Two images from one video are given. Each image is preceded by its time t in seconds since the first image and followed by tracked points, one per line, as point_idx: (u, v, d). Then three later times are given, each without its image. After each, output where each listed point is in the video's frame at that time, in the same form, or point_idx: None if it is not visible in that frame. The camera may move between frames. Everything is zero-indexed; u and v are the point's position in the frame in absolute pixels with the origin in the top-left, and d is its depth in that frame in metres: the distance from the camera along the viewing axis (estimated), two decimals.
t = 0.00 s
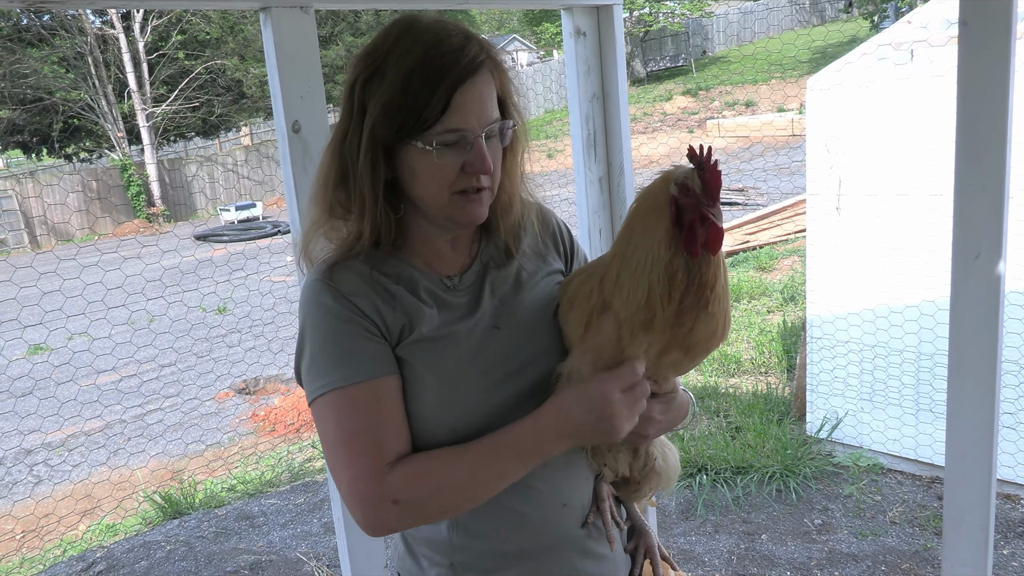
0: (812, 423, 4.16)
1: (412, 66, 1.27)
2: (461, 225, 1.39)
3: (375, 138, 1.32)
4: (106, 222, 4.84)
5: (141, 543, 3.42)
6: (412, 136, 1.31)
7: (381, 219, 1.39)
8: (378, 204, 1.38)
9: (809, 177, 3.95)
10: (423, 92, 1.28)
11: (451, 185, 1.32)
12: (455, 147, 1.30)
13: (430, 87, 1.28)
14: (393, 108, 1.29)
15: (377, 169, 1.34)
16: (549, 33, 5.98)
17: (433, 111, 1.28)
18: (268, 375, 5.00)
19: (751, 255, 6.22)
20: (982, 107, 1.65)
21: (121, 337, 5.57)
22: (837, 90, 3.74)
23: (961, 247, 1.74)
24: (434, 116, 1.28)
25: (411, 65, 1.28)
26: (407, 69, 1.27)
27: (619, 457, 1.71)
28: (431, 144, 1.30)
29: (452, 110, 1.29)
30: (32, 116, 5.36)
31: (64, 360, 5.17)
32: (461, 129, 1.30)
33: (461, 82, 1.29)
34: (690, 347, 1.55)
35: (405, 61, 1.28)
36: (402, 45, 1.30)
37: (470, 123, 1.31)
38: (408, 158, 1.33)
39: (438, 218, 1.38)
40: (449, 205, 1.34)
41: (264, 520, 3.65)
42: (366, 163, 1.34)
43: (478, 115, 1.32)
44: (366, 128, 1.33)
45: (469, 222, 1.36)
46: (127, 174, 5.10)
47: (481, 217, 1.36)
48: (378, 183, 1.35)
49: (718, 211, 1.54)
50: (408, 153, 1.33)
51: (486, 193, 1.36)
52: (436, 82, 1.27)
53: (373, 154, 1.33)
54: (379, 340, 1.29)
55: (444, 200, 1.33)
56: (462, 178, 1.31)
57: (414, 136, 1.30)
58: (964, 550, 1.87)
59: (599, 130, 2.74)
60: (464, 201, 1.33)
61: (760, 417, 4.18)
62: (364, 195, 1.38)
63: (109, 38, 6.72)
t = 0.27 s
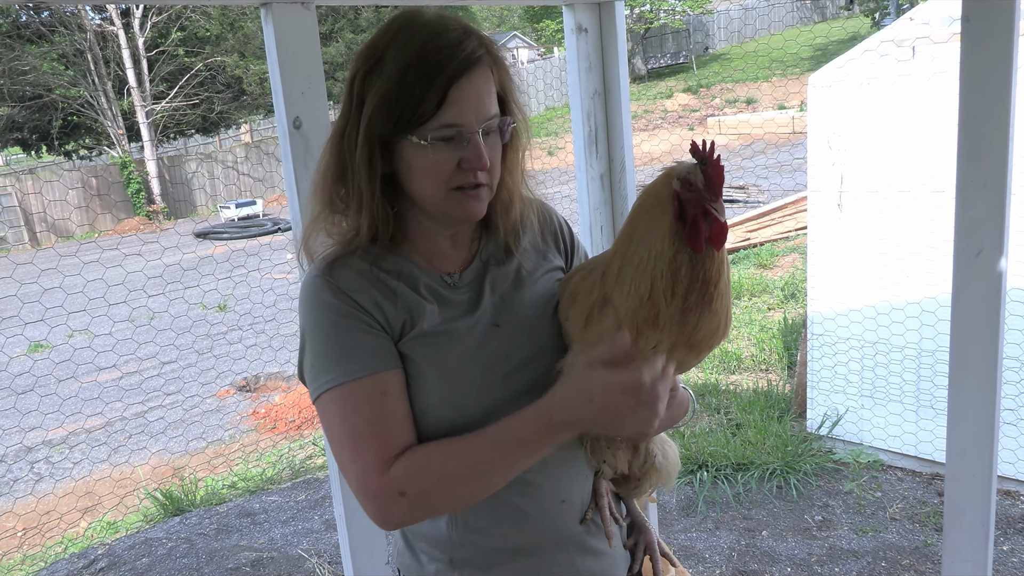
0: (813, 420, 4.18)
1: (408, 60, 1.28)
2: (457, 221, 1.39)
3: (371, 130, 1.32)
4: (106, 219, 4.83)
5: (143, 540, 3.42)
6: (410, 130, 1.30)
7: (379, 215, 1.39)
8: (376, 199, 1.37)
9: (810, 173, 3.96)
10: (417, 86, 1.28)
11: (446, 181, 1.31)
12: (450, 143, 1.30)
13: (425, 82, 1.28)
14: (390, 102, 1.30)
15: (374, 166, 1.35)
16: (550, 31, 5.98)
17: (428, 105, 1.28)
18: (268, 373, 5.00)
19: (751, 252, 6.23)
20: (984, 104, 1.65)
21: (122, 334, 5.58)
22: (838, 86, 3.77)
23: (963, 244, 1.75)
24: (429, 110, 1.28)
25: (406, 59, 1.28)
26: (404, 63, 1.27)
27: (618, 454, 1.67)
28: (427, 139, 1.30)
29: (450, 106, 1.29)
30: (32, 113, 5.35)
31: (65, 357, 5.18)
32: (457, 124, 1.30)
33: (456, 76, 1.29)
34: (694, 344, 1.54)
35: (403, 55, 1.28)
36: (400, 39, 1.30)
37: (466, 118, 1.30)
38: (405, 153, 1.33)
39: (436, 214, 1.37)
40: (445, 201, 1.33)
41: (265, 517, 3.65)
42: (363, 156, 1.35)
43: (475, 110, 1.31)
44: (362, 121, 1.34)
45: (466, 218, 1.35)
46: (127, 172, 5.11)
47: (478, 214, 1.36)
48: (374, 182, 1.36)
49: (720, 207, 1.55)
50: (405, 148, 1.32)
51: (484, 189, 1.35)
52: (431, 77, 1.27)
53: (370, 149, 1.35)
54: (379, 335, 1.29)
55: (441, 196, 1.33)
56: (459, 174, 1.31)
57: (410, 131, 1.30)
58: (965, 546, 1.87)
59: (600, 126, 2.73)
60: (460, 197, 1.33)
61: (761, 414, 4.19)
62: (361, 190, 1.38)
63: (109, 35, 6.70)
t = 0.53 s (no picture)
0: (815, 415, 4.18)
1: (380, 44, 1.33)
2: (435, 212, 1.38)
3: (353, 116, 1.41)
4: (106, 217, 4.83)
5: (145, 537, 3.43)
6: (385, 110, 1.35)
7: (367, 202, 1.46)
8: (360, 182, 1.45)
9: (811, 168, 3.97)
10: (387, 66, 1.32)
11: (420, 165, 1.31)
12: (419, 122, 1.32)
13: (396, 64, 1.31)
14: (368, 88, 1.36)
15: (356, 150, 1.44)
16: (550, 27, 5.97)
17: (397, 82, 1.31)
18: (270, 370, 5.02)
19: (752, 248, 6.23)
20: (985, 97, 1.65)
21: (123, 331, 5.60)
22: (839, 81, 3.76)
23: (965, 238, 1.74)
24: (397, 86, 1.31)
25: (380, 43, 1.34)
26: (378, 44, 1.33)
27: (619, 450, 1.68)
28: (403, 119, 1.32)
29: (418, 83, 1.30)
30: (32, 111, 5.33)
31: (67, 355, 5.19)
32: (425, 101, 1.31)
33: (424, 54, 1.30)
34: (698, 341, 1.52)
35: (380, 37, 1.33)
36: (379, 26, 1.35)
37: (436, 97, 1.30)
38: (386, 138, 1.36)
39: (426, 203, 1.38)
40: (424, 186, 1.32)
41: (267, 514, 3.65)
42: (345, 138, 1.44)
43: (447, 91, 1.31)
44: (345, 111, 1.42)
45: (446, 208, 1.35)
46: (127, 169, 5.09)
47: (457, 204, 1.35)
48: (356, 161, 1.44)
49: (721, 202, 1.54)
50: (384, 132, 1.36)
51: (461, 177, 1.34)
52: (397, 56, 1.30)
53: (351, 128, 1.43)
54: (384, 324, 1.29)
55: (416, 179, 1.32)
56: (432, 156, 1.31)
57: (385, 113, 1.35)
58: (968, 540, 1.87)
59: (601, 122, 2.73)
60: (439, 180, 1.33)
61: (762, 409, 4.19)
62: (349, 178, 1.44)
63: (108, 33, 6.70)
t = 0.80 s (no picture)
0: (815, 412, 4.18)
1: (385, 44, 1.32)
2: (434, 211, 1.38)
3: (359, 114, 1.41)
4: (106, 214, 4.82)
5: (145, 535, 3.43)
6: (389, 111, 1.34)
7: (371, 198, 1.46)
8: (364, 178, 1.46)
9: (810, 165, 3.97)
10: (391, 65, 1.32)
11: (422, 167, 1.31)
12: (421, 123, 1.31)
13: (399, 64, 1.31)
14: (371, 86, 1.36)
15: (360, 147, 1.44)
16: (549, 25, 5.97)
17: (400, 83, 1.31)
18: (270, 367, 5.03)
19: (752, 245, 6.23)
20: (985, 94, 1.65)
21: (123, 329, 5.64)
22: (838, 78, 3.75)
23: (965, 235, 1.74)
24: (400, 86, 1.31)
25: (386, 43, 1.33)
26: (380, 47, 1.33)
27: (622, 447, 1.68)
28: (404, 120, 1.32)
29: (422, 85, 1.30)
30: (31, 109, 5.24)
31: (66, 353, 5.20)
32: (428, 102, 1.30)
33: (429, 56, 1.30)
34: (691, 334, 1.55)
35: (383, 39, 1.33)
36: (388, 26, 1.34)
37: (437, 99, 1.30)
38: (388, 137, 1.36)
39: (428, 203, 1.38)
40: (426, 186, 1.32)
41: (267, 511, 3.65)
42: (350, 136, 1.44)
43: (449, 93, 1.30)
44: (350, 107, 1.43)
45: (442, 208, 1.34)
46: (126, 167, 5.14)
47: (457, 204, 1.34)
48: (360, 158, 1.45)
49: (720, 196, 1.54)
50: (387, 132, 1.36)
51: (461, 178, 1.34)
52: (402, 57, 1.30)
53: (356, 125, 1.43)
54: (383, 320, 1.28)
55: (419, 180, 1.32)
56: (433, 159, 1.31)
57: (387, 113, 1.34)
58: (969, 537, 1.87)
59: (601, 119, 2.73)
60: (441, 181, 1.32)
61: (762, 406, 4.20)
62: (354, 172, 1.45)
63: (107, 31, 6.69)
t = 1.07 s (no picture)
0: (818, 413, 4.17)
1: (398, 48, 1.30)
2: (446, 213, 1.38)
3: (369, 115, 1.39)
4: (110, 213, 4.83)
5: (148, 533, 3.43)
6: (403, 117, 1.32)
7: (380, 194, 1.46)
8: (371, 175, 1.44)
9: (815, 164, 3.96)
10: (404, 73, 1.30)
11: (432, 172, 1.31)
12: (434, 130, 1.30)
13: (412, 71, 1.28)
14: (383, 86, 1.34)
15: (370, 148, 1.43)
16: (552, 23, 5.96)
17: (413, 92, 1.29)
18: (273, 366, 5.05)
19: (755, 244, 6.22)
20: (991, 93, 1.64)
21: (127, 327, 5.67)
22: (843, 77, 3.74)
23: (971, 234, 1.73)
24: (413, 95, 1.29)
25: (400, 48, 1.30)
26: (397, 52, 1.30)
27: (626, 446, 1.69)
28: (415, 126, 1.31)
29: (439, 93, 1.28)
30: (35, 107, 5.22)
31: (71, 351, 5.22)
32: (443, 110, 1.29)
33: (445, 65, 1.28)
34: (701, 337, 1.55)
35: (399, 44, 1.30)
36: (400, 26, 1.32)
37: (452, 106, 1.29)
38: (398, 139, 1.36)
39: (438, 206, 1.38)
40: (437, 190, 1.32)
41: (270, 510, 3.65)
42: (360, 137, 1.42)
43: (462, 100, 1.29)
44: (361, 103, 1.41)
45: (456, 211, 1.35)
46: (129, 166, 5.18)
47: (468, 207, 1.35)
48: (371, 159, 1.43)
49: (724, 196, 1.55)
50: (398, 134, 1.35)
51: (474, 182, 1.34)
52: (417, 64, 1.28)
53: (366, 128, 1.41)
54: (387, 320, 1.28)
55: (432, 185, 1.32)
56: (445, 166, 1.30)
57: (399, 117, 1.33)
58: (974, 538, 1.86)
59: (604, 118, 2.72)
60: (453, 186, 1.32)
61: (765, 406, 4.19)
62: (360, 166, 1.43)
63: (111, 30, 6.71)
